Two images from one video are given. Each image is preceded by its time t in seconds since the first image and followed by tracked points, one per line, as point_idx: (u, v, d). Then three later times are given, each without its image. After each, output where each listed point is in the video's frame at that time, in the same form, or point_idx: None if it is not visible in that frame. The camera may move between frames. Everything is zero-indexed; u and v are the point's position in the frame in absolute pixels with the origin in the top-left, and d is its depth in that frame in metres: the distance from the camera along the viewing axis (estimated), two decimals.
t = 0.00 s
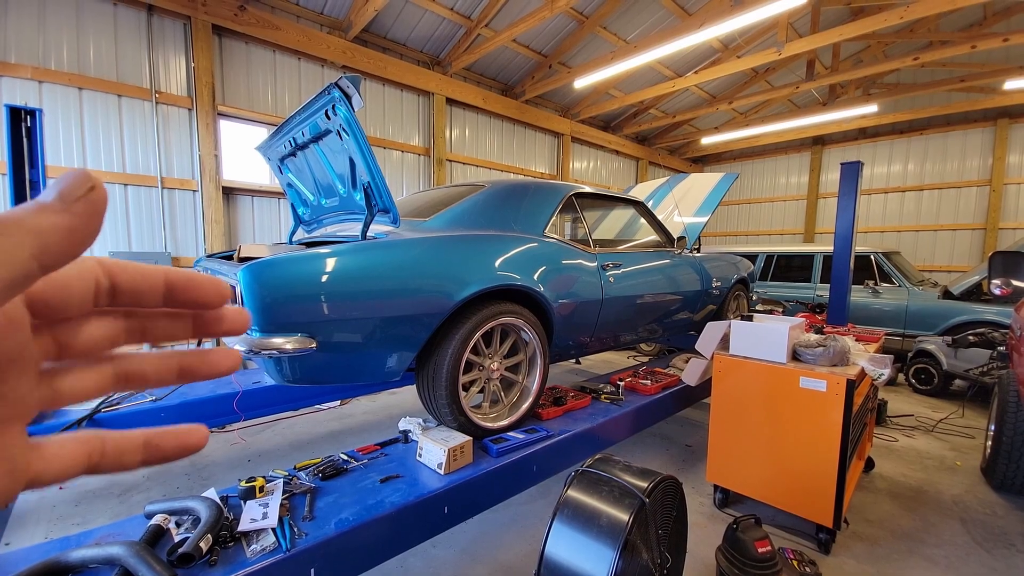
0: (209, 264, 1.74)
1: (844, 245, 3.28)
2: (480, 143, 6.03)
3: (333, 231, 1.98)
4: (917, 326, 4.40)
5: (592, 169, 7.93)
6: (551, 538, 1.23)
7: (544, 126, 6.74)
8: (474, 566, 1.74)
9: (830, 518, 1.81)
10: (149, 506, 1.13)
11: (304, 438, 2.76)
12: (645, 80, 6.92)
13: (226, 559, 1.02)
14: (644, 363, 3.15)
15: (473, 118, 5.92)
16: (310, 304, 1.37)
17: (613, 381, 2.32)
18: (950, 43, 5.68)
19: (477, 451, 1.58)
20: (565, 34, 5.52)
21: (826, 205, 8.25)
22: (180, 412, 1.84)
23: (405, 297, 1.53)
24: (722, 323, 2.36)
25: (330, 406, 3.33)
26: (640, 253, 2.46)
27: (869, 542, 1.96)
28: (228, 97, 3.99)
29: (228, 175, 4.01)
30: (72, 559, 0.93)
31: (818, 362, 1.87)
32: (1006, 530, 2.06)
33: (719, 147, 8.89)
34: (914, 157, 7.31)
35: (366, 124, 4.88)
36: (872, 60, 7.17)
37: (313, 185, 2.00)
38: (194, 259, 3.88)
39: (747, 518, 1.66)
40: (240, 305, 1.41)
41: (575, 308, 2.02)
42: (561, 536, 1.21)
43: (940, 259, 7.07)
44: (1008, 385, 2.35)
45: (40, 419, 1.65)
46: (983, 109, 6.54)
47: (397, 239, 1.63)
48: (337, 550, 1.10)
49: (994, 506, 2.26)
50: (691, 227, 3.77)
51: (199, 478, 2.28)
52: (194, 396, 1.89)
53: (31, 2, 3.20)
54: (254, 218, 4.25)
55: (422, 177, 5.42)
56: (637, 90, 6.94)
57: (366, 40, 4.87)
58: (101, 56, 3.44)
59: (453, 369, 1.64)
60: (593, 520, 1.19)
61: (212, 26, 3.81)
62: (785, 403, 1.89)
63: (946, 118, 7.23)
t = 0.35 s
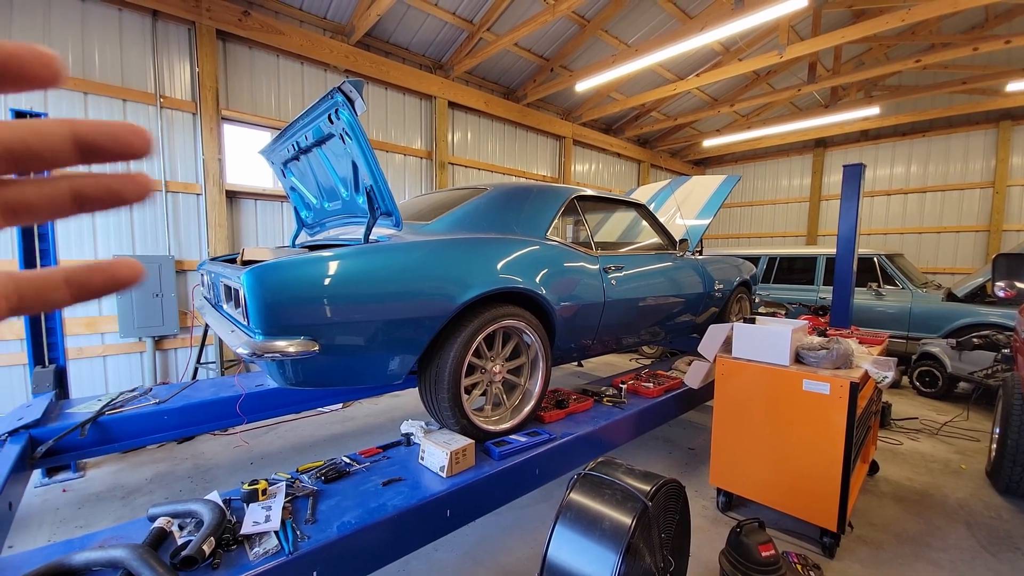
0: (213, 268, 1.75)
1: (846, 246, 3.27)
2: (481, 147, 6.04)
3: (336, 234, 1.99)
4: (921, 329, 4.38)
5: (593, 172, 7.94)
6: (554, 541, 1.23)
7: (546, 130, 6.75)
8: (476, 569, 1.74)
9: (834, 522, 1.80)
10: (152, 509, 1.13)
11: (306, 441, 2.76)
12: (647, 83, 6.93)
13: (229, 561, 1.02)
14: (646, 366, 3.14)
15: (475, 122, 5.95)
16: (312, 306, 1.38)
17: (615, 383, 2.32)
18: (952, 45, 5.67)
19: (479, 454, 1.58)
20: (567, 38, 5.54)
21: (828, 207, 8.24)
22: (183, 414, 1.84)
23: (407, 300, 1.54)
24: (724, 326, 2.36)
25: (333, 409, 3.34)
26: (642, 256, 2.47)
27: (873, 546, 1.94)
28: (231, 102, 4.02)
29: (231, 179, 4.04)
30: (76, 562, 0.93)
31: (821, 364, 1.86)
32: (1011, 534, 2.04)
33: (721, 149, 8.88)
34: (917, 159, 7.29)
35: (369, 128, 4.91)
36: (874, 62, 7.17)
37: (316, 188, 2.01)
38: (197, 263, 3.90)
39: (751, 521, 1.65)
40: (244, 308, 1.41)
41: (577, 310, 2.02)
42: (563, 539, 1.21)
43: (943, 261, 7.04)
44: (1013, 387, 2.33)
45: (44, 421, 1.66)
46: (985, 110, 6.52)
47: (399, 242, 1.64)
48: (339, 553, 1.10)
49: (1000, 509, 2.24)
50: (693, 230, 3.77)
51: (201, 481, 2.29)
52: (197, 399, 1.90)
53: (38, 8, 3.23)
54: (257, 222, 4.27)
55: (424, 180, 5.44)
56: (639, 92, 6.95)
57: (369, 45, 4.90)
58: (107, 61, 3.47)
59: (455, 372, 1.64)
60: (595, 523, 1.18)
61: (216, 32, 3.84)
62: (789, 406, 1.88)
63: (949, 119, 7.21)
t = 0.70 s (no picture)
0: (208, 264, 1.73)
1: (842, 247, 3.29)
2: (479, 145, 6.03)
3: (333, 231, 1.98)
4: (915, 329, 4.41)
5: (591, 171, 7.94)
6: (549, 539, 1.23)
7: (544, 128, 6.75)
8: (472, 567, 1.74)
9: (828, 520, 1.81)
10: (147, 506, 1.13)
11: (302, 438, 2.75)
12: (645, 82, 6.94)
13: (223, 560, 1.01)
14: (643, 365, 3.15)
15: (473, 119, 5.93)
16: (308, 304, 1.37)
17: (611, 382, 2.32)
18: (948, 46, 5.69)
19: (476, 452, 1.58)
20: (565, 36, 5.53)
21: (824, 207, 8.27)
22: (178, 412, 1.83)
23: (404, 298, 1.53)
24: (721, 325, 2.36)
25: (329, 407, 3.33)
26: (639, 255, 2.47)
27: (867, 544, 1.96)
28: (228, 97, 3.99)
29: (227, 175, 4.01)
30: (68, 559, 0.93)
31: (817, 364, 1.87)
32: (1003, 532, 2.06)
33: (719, 149, 8.90)
34: (912, 160, 7.32)
35: (366, 125, 4.88)
36: (871, 63, 7.20)
37: (313, 185, 2.00)
38: (193, 259, 3.87)
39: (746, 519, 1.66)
40: (239, 305, 1.40)
41: (574, 309, 2.02)
42: (559, 537, 1.21)
43: (938, 262, 7.09)
44: (1006, 387, 2.35)
45: (36, 418, 1.64)
46: (981, 112, 6.56)
47: (396, 240, 1.63)
48: (334, 551, 1.10)
49: (992, 508, 2.26)
50: (690, 229, 3.77)
51: (196, 479, 2.28)
52: (192, 396, 1.89)
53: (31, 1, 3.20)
54: (253, 218, 4.25)
55: (421, 178, 5.42)
56: (637, 91, 6.95)
57: (366, 41, 4.88)
58: (101, 55, 3.44)
59: (451, 370, 1.64)
60: (591, 522, 1.18)
61: (212, 27, 3.81)
62: (785, 405, 1.89)
63: (944, 121, 7.25)
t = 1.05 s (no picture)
0: (210, 266, 1.74)
1: (844, 246, 3.28)
2: (480, 145, 6.03)
3: (334, 232, 1.98)
4: (918, 328, 4.40)
5: (592, 171, 7.94)
6: (551, 539, 1.23)
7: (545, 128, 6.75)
8: (474, 567, 1.74)
9: (830, 520, 1.81)
10: (150, 507, 1.13)
11: (304, 439, 2.76)
12: (646, 82, 6.93)
13: (226, 560, 1.02)
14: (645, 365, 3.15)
15: (474, 120, 5.94)
16: (310, 305, 1.38)
17: (613, 382, 2.32)
18: (950, 44, 5.67)
19: (478, 453, 1.58)
20: (566, 36, 5.53)
21: (826, 206, 8.25)
22: (181, 412, 1.84)
23: (405, 298, 1.53)
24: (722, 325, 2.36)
25: (330, 407, 3.33)
26: (640, 255, 2.47)
27: (870, 544, 1.95)
28: (229, 98, 4.00)
29: (229, 177, 4.03)
30: (73, 560, 0.93)
31: (819, 363, 1.87)
32: (1007, 532, 2.05)
33: (720, 148, 8.88)
34: (915, 158, 7.30)
35: (367, 126, 4.89)
36: (872, 61, 7.18)
37: (314, 185, 2.00)
38: (195, 261, 3.88)
39: (748, 519, 1.66)
40: (241, 306, 1.40)
41: (576, 309, 2.02)
42: (561, 537, 1.21)
43: (940, 261, 7.07)
44: (1009, 386, 2.34)
45: (40, 419, 1.64)
46: (983, 110, 6.54)
47: (398, 241, 1.63)
48: (337, 552, 1.10)
49: (996, 508, 2.25)
50: (691, 229, 3.77)
51: (199, 480, 2.28)
52: (195, 397, 1.89)
53: (33, 3, 3.21)
54: (255, 219, 4.26)
55: (422, 178, 5.43)
56: (638, 91, 6.95)
57: (367, 42, 4.88)
58: (103, 57, 3.45)
59: (453, 370, 1.64)
60: (593, 522, 1.18)
61: (213, 28, 3.82)
62: (786, 405, 1.89)
63: (946, 119, 7.23)
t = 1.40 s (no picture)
0: (210, 267, 1.74)
1: (845, 243, 3.27)
2: (480, 144, 6.03)
3: (334, 232, 1.98)
4: (919, 326, 4.39)
5: (592, 170, 7.94)
6: (553, 538, 1.23)
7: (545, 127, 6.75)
8: (475, 567, 1.74)
9: (831, 519, 1.81)
10: (152, 508, 1.13)
11: (305, 439, 2.76)
12: (646, 80, 6.93)
13: (228, 561, 1.02)
14: (645, 364, 3.15)
15: (473, 119, 5.94)
16: (311, 305, 1.38)
17: (614, 381, 2.32)
18: (950, 41, 5.65)
19: (478, 452, 1.58)
20: (565, 35, 5.53)
21: (827, 204, 8.24)
22: (182, 413, 1.84)
23: (405, 299, 1.53)
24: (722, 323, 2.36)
25: (331, 407, 3.34)
26: (640, 254, 2.46)
27: (872, 542, 1.95)
28: (228, 99, 4.00)
29: (229, 177, 4.03)
30: (74, 561, 0.93)
31: (819, 361, 1.87)
32: (1009, 530, 2.05)
33: (721, 147, 8.87)
34: (915, 155, 7.29)
35: (367, 127, 4.89)
36: (872, 59, 7.17)
37: (314, 186, 2.00)
38: (195, 262, 3.88)
39: (749, 517, 1.66)
40: (241, 307, 1.40)
41: (576, 308, 2.02)
42: (561, 537, 1.21)
43: (941, 258, 7.06)
44: (1010, 384, 2.34)
45: (42, 420, 1.65)
46: (984, 107, 6.53)
47: (398, 241, 1.63)
48: (338, 552, 1.10)
49: (997, 506, 2.25)
50: (692, 227, 3.77)
51: (200, 481, 2.29)
52: (196, 398, 1.89)
53: (33, 5, 3.21)
54: (255, 220, 4.26)
55: (422, 178, 5.43)
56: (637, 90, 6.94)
57: (366, 42, 4.88)
58: (103, 59, 3.45)
59: (453, 370, 1.64)
60: (594, 521, 1.18)
61: (213, 29, 3.82)
62: (787, 403, 1.88)
63: (947, 116, 7.22)
